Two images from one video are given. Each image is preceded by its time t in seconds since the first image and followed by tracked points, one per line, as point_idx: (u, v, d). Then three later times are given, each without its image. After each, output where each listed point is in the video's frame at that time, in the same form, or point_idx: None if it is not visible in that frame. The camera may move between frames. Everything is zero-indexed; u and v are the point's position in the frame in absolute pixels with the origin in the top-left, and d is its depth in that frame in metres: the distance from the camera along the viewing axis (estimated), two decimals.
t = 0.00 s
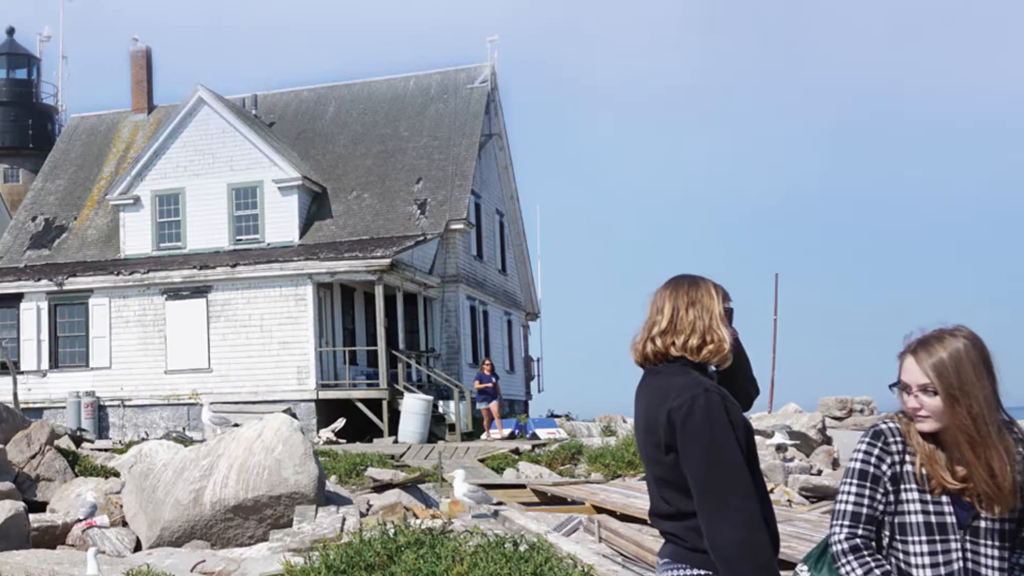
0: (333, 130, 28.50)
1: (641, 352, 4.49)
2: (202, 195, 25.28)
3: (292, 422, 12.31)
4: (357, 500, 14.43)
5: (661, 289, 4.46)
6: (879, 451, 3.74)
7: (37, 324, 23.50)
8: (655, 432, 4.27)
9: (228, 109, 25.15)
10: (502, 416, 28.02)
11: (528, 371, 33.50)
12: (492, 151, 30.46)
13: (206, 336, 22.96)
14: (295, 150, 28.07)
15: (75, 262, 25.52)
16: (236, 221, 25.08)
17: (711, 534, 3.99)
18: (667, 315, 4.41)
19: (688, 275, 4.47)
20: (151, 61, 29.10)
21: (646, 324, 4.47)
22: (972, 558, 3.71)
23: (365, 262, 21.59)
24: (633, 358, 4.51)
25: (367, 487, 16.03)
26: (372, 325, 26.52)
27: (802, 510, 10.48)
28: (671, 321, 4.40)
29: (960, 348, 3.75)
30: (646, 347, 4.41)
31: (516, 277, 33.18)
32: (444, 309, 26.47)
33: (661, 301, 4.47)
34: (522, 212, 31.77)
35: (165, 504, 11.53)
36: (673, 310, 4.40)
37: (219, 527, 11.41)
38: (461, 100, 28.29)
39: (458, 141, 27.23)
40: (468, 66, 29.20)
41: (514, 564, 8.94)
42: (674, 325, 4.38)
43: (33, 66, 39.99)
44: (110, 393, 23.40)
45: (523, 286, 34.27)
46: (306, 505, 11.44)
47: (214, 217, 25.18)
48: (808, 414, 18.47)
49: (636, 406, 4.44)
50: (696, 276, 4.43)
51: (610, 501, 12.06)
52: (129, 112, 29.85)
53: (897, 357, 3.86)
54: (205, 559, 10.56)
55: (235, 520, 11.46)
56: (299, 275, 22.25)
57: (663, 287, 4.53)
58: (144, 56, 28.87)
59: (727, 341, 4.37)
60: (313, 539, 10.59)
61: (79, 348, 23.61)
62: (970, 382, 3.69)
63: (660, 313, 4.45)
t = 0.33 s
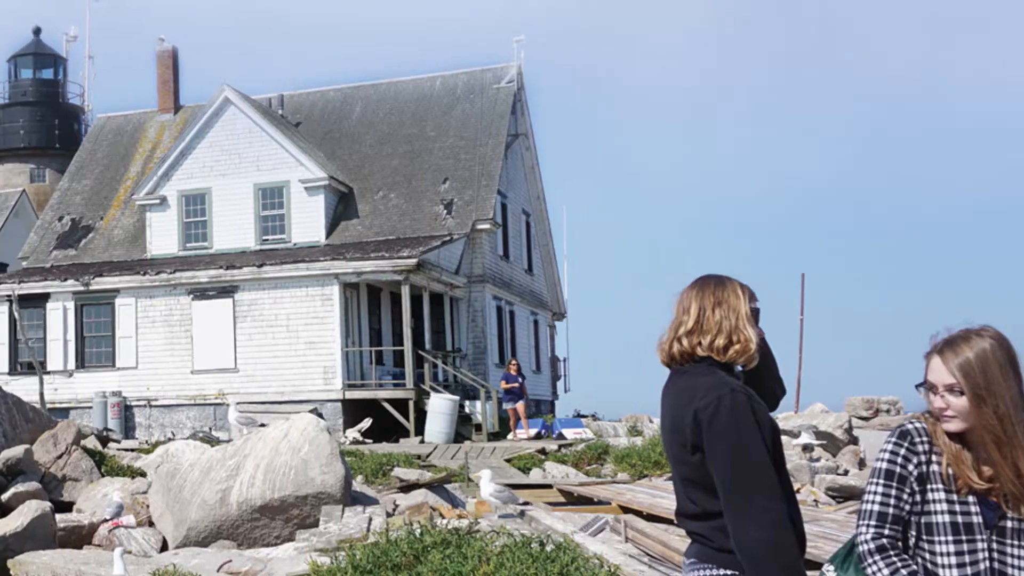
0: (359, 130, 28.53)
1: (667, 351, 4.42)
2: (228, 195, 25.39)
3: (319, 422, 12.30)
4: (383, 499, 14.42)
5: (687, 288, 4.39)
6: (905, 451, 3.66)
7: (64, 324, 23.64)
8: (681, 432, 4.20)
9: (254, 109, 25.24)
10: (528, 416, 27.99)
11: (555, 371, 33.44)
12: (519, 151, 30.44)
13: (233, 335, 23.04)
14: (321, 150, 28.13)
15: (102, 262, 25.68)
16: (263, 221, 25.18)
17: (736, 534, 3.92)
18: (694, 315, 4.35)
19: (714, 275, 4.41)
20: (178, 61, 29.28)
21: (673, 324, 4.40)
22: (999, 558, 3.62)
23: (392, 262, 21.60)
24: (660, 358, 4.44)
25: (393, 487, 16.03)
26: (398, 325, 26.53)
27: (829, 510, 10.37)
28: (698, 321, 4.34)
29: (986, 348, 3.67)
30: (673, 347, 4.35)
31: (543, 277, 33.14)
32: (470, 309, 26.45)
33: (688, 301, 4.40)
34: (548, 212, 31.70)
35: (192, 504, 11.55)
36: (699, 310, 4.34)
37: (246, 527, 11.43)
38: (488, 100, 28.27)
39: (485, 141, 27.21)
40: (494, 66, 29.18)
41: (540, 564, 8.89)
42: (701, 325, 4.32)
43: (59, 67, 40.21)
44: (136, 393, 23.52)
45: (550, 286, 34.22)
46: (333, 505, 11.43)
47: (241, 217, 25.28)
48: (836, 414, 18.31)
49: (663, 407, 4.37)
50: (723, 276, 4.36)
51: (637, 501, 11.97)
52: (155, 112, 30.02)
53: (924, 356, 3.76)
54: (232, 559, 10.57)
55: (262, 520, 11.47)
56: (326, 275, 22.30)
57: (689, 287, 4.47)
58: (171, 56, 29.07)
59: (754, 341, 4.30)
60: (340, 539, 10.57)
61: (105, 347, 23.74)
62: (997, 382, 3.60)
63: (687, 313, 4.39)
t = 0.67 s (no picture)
0: (386, 130, 28.56)
1: (693, 352, 4.36)
2: (255, 196, 25.50)
3: (345, 422, 12.29)
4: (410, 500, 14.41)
5: (713, 289, 4.32)
6: (931, 451, 3.58)
7: (90, 324, 23.79)
8: (708, 431, 4.14)
9: (280, 110, 25.31)
10: (555, 416, 27.94)
11: (582, 371, 33.38)
12: (546, 151, 30.39)
13: (260, 335, 23.11)
14: (348, 150, 28.18)
15: (129, 262, 25.83)
16: (289, 221, 25.27)
17: (763, 534, 3.86)
18: (720, 316, 4.28)
19: (740, 275, 4.34)
20: (204, 61, 29.44)
21: (699, 324, 4.34)
22: None
23: (419, 262, 21.60)
24: (686, 358, 4.38)
25: (420, 487, 16.02)
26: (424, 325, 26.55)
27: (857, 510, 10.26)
28: (725, 321, 4.27)
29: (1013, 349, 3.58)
30: (699, 347, 4.28)
31: (570, 277, 33.08)
32: (497, 310, 26.41)
33: (714, 301, 4.33)
34: (575, 212, 31.62)
35: (218, 504, 11.58)
36: (725, 310, 4.27)
37: (272, 527, 11.44)
38: (515, 101, 28.23)
39: (512, 141, 27.17)
40: (521, 66, 29.14)
41: (567, 564, 8.83)
42: (727, 326, 4.25)
43: (86, 67, 40.27)
44: (162, 393, 23.63)
45: (576, 286, 34.16)
46: (359, 505, 11.41)
47: (267, 218, 25.38)
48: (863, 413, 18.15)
49: (689, 407, 4.31)
50: (749, 276, 4.30)
51: (663, 501, 11.90)
52: (181, 112, 30.19)
53: (950, 356, 3.68)
54: (258, 559, 10.56)
55: (288, 520, 11.48)
56: (352, 275, 22.34)
57: (715, 285, 4.40)
58: (198, 56, 29.24)
59: (781, 341, 4.24)
60: (366, 539, 10.56)
61: (131, 348, 23.85)
62: None
63: (713, 313, 4.32)
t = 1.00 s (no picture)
0: (413, 130, 28.57)
1: (720, 351, 4.30)
2: (281, 196, 25.59)
3: (371, 422, 12.28)
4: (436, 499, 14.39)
5: (740, 288, 4.26)
6: (958, 452, 3.51)
7: (117, 324, 23.94)
8: (734, 431, 4.09)
9: (307, 110, 25.40)
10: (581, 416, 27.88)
11: (608, 371, 33.30)
12: (572, 151, 30.33)
13: (286, 335, 23.18)
14: (375, 150, 28.22)
15: (155, 262, 25.99)
16: (316, 222, 25.35)
17: (788, 534, 3.81)
18: (747, 316, 4.22)
19: (767, 275, 4.28)
20: (230, 61, 29.61)
21: (726, 324, 4.28)
22: None
23: (445, 262, 21.60)
24: (712, 358, 4.33)
25: (446, 487, 16.01)
26: (450, 325, 26.55)
27: (884, 510, 10.16)
28: (752, 321, 4.21)
29: None
30: (725, 347, 4.23)
31: (596, 278, 33.01)
32: (523, 310, 26.37)
33: (741, 301, 4.27)
34: (601, 212, 31.54)
35: (245, 504, 11.60)
36: (752, 310, 4.21)
37: (298, 527, 11.45)
38: (541, 101, 28.18)
39: (538, 141, 27.14)
40: (548, 66, 29.11)
41: (593, 564, 8.79)
42: (754, 325, 4.19)
43: (112, 67, 40.47)
44: (189, 393, 23.74)
45: (603, 286, 34.07)
46: (385, 505, 11.39)
47: (294, 218, 25.47)
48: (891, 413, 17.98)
49: (715, 407, 4.26)
50: (776, 276, 4.24)
51: (689, 501, 11.82)
52: (208, 112, 30.35)
53: (976, 356, 3.60)
54: (284, 559, 10.57)
55: (315, 520, 11.49)
56: (378, 275, 22.37)
57: (741, 286, 4.34)
58: (224, 56, 29.41)
59: (807, 342, 4.18)
60: (392, 540, 10.54)
61: (158, 348, 23.97)
62: None
63: (739, 313, 4.26)
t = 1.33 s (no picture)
0: (439, 130, 28.59)
1: (746, 352, 4.25)
2: (308, 196, 25.68)
3: (397, 422, 12.28)
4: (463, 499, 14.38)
5: (766, 288, 4.21)
6: (984, 451, 3.45)
7: (144, 324, 24.08)
8: (761, 431, 4.04)
9: (333, 110, 25.47)
10: (608, 416, 27.81)
11: (635, 371, 33.22)
12: (598, 151, 30.27)
13: (313, 335, 23.25)
14: (401, 150, 28.25)
15: (182, 262, 26.14)
16: (342, 221, 25.43)
17: (815, 533, 3.77)
18: (773, 315, 4.17)
19: (793, 274, 4.23)
20: (257, 61, 29.77)
21: (752, 324, 4.23)
22: None
23: (472, 262, 21.61)
24: (738, 358, 4.27)
25: (473, 487, 16.00)
26: (477, 325, 26.56)
27: (910, 510, 10.07)
28: (777, 321, 4.16)
29: None
30: (752, 347, 4.18)
31: (623, 277, 32.93)
32: (550, 310, 26.34)
33: (767, 301, 4.22)
34: (628, 212, 31.45)
35: (271, 504, 11.62)
36: (778, 310, 4.16)
37: (325, 527, 11.46)
38: (567, 101, 28.14)
39: (565, 141, 27.11)
40: (574, 66, 29.07)
41: (620, 564, 8.74)
42: (780, 326, 4.15)
43: (138, 67, 40.71)
44: (215, 393, 23.84)
45: (629, 286, 33.98)
46: (412, 505, 11.39)
47: (320, 218, 25.54)
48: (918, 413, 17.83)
49: (741, 408, 4.21)
50: (803, 275, 4.19)
51: (716, 501, 11.74)
52: (234, 112, 30.50)
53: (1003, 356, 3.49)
54: (311, 559, 10.57)
55: (341, 520, 11.50)
56: (405, 275, 22.42)
57: (767, 285, 4.29)
58: (250, 56, 29.58)
59: (834, 341, 4.13)
60: (419, 539, 10.53)
61: (185, 347, 24.11)
62: None
63: (765, 313, 4.21)
